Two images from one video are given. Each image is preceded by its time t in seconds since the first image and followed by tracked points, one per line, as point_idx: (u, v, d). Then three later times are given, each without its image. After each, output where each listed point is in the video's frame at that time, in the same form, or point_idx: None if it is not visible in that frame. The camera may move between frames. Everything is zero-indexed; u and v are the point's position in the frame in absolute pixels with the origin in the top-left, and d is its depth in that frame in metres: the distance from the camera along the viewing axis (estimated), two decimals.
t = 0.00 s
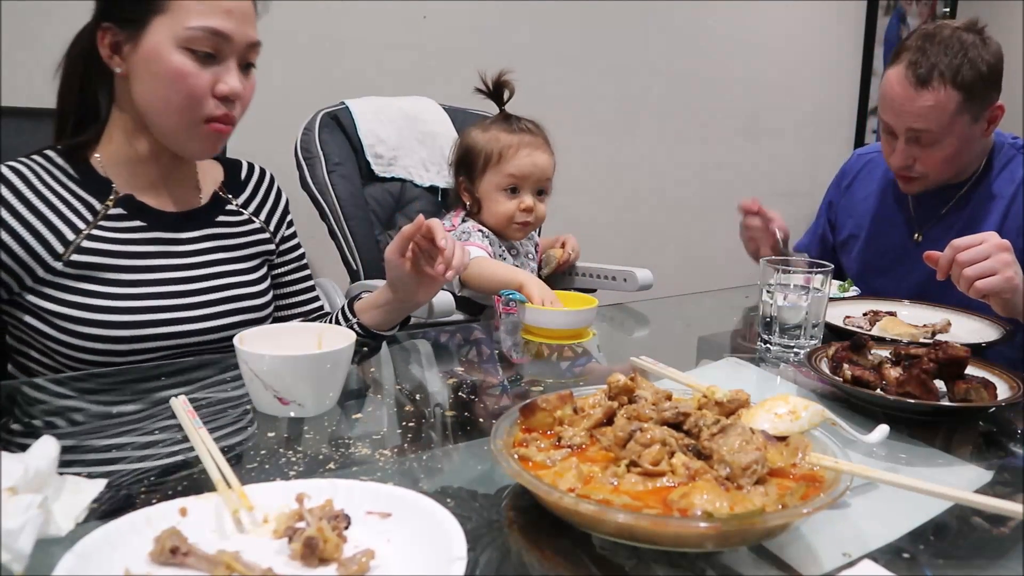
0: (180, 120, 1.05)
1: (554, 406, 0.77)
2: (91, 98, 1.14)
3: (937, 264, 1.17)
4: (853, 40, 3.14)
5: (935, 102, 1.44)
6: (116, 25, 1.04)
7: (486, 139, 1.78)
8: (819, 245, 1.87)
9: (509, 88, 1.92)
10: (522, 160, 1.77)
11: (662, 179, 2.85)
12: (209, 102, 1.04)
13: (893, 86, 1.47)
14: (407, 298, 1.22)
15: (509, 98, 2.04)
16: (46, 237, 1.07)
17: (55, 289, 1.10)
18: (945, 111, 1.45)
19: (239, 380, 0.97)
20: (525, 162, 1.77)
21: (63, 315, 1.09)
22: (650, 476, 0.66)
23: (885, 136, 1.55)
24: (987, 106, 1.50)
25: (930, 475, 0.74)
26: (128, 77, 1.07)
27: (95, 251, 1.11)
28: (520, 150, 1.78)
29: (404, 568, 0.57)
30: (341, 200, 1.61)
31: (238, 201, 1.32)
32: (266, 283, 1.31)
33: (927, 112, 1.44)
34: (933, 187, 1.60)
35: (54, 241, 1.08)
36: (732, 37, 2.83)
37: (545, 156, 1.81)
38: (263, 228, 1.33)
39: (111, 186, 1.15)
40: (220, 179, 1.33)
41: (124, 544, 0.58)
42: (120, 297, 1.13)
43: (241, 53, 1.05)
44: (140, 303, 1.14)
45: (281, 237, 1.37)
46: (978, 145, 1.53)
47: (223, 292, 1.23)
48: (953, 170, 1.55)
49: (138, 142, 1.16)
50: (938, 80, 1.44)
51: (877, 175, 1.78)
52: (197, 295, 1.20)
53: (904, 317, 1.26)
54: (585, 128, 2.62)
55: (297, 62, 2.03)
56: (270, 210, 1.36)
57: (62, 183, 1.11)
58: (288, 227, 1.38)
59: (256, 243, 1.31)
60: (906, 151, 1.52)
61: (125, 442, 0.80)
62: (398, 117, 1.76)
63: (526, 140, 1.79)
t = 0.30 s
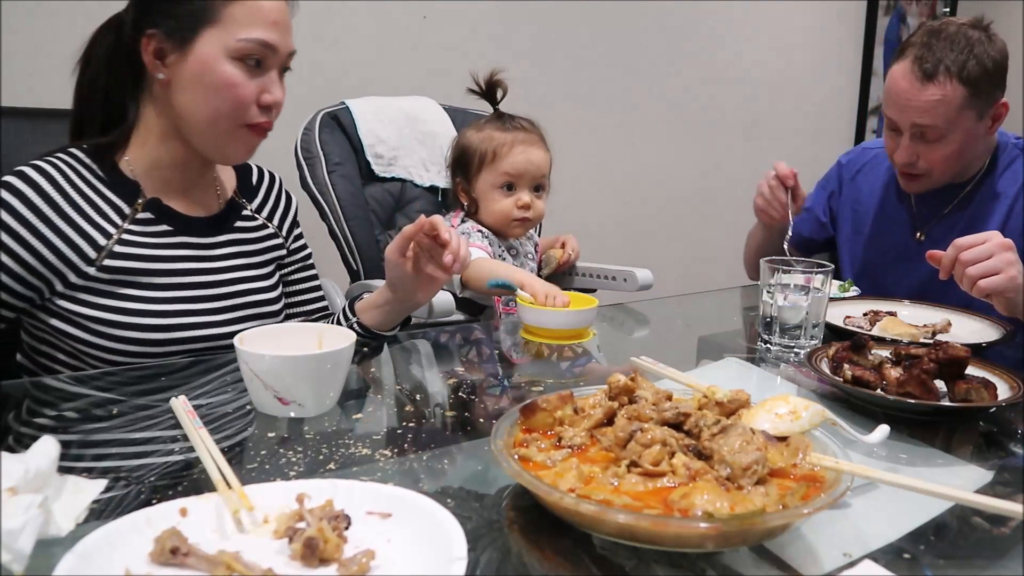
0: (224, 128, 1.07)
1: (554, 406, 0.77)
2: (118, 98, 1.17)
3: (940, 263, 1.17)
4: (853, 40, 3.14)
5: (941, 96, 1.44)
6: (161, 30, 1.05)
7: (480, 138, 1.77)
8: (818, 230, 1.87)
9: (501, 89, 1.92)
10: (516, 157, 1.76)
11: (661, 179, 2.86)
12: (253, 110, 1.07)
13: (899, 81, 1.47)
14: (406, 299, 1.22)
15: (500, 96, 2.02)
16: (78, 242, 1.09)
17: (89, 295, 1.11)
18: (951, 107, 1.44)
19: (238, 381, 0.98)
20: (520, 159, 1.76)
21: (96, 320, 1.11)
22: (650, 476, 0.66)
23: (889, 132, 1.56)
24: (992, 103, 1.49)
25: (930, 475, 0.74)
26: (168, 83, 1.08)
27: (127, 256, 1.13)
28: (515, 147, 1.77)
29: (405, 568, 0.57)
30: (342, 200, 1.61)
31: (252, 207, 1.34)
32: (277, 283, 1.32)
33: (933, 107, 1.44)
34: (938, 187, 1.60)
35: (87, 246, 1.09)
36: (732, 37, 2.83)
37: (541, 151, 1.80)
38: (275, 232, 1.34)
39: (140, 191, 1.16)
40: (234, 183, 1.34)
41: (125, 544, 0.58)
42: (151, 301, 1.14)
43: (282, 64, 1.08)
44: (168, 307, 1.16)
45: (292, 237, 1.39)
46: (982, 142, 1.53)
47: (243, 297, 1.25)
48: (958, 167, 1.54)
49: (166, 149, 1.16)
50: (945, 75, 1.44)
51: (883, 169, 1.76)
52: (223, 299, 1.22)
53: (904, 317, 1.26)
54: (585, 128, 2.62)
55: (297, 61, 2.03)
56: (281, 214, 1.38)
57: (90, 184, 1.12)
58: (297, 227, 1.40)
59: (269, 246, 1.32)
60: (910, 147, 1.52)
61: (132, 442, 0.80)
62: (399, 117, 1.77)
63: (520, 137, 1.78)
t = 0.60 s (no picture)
0: (246, 115, 1.11)
1: (554, 407, 0.77)
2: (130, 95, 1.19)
3: (941, 263, 1.17)
4: (853, 40, 3.14)
5: (946, 101, 1.44)
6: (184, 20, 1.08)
7: (472, 136, 1.77)
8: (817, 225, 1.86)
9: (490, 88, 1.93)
10: (509, 152, 1.76)
11: (662, 179, 2.85)
12: (273, 99, 1.11)
13: (902, 86, 1.47)
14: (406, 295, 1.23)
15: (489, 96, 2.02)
16: (92, 231, 1.10)
17: (101, 282, 1.12)
18: (955, 112, 1.45)
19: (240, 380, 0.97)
20: (514, 154, 1.76)
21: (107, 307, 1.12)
22: (650, 476, 0.66)
23: (892, 137, 1.56)
24: (996, 104, 1.49)
25: (930, 475, 0.74)
26: (189, 73, 1.11)
27: (139, 245, 1.14)
28: (506, 143, 1.77)
29: (405, 568, 0.57)
30: (342, 200, 1.62)
31: (261, 206, 1.33)
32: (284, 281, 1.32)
33: (937, 112, 1.45)
34: (942, 187, 1.60)
35: (100, 235, 1.11)
36: (732, 36, 2.83)
37: (534, 146, 1.80)
38: (282, 232, 1.34)
39: (152, 182, 1.18)
40: (242, 184, 1.33)
41: (124, 544, 0.58)
42: (161, 289, 1.15)
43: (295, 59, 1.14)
44: (180, 297, 1.16)
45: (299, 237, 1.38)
46: (986, 146, 1.53)
47: (250, 292, 1.25)
48: (962, 170, 1.54)
49: (180, 144, 1.18)
50: (949, 81, 1.44)
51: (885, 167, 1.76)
52: (231, 292, 1.22)
53: (904, 317, 1.26)
54: (585, 128, 2.62)
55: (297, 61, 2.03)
56: (288, 214, 1.37)
57: (103, 176, 1.14)
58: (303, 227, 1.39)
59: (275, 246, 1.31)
60: (914, 151, 1.51)
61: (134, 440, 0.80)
62: (399, 117, 1.77)
63: (513, 132, 1.78)
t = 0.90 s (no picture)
0: (256, 109, 1.13)
1: (554, 406, 0.77)
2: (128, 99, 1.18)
3: (940, 263, 1.18)
4: (853, 40, 3.14)
5: (945, 106, 1.44)
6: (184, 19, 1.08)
7: (467, 135, 1.76)
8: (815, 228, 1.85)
9: (483, 89, 1.93)
10: (505, 150, 1.75)
11: (662, 179, 2.85)
12: (279, 91, 1.13)
13: (901, 92, 1.47)
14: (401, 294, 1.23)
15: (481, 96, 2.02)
16: (88, 240, 1.09)
17: (97, 291, 1.12)
18: (955, 116, 1.45)
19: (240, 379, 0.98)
20: (509, 151, 1.75)
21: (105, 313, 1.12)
22: (650, 476, 0.66)
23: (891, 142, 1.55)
24: (995, 105, 1.50)
25: (929, 474, 0.74)
26: (192, 74, 1.12)
27: (136, 255, 1.13)
28: (501, 140, 1.76)
29: (405, 568, 0.57)
30: (342, 199, 1.62)
31: (261, 208, 1.33)
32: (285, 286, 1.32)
33: (936, 117, 1.44)
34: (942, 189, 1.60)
35: (98, 244, 1.10)
36: (732, 36, 2.83)
37: (529, 143, 1.79)
38: (283, 233, 1.34)
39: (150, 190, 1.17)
40: (244, 184, 1.34)
41: (122, 545, 0.58)
42: (159, 300, 1.15)
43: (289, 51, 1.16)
44: (177, 307, 1.16)
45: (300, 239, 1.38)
46: (985, 146, 1.53)
47: (249, 296, 1.25)
48: (962, 174, 1.56)
49: (183, 148, 1.17)
50: (948, 85, 1.44)
51: (884, 167, 1.75)
52: (228, 300, 1.22)
53: (904, 316, 1.26)
54: (585, 128, 2.62)
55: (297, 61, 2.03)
56: (290, 215, 1.37)
57: (102, 183, 1.13)
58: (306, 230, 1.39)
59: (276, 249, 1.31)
60: (915, 155, 1.51)
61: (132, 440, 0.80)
62: (399, 116, 1.77)
63: (507, 130, 1.77)
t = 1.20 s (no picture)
0: (254, 106, 1.10)
1: (554, 406, 0.77)
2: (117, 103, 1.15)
3: (938, 265, 1.19)
4: (853, 40, 3.14)
5: (933, 101, 1.44)
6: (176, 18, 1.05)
7: (463, 135, 1.76)
8: (809, 233, 1.88)
9: (480, 88, 1.93)
10: (502, 149, 1.74)
11: (662, 179, 2.85)
12: (276, 86, 1.11)
13: (890, 86, 1.47)
14: (391, 298, 1.23)
15: (477, 96, 2.03)
16: (77, 256, 1.09)
17: (87, 305, 1.12)
18: (943, 112, 1.45)
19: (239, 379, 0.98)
20: (506, 150, 1.74)
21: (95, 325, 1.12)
22: (650, 476, 0.66)
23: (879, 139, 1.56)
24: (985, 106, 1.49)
25: (929, 475, 0.74)
26: (185, 74, 1.09)
27: (126, 268, 1.13)
28: (497, 139, 1.75)
29: (404, 568, 0.57)
30: (342, 200, 1.62)
31: (264, 208, 1.32)
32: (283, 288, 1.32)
33: (923, 112, 1.45)
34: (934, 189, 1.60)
35: (85, 259, 1.09)
36: (732, 36, 2.83)
37: (527, 142, 1.78)
38: (286, 234, 1.33)
39: (142, 200, 1.16)
40: (248, 182, 1.33)
41: (121, 545, 0.58)
42: (150, 314, 1.15)
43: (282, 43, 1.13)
44: (169, 318, 1.16)
45: (303, 240, 1.37)
46: (974, 147, 1.53)
47: (245, 304, 1.24)
48: (950, 176, 1.55)
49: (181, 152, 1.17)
50: (936, 80, 1.44)
51: (875, 169, 1.75)
52: (222, 309, 1.21)
53: (904, 316, 1.26)
54: (585, 128, 2.62)
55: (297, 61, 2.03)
56: (293, 216, 1.36)
57: (92, 194, 1.12)
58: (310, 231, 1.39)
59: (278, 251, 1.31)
60: (902, 153, 1.52)
61: (132, 441, 0.80)
62: (399, 116, 1.76)
63: (504, 129, 1.76)
